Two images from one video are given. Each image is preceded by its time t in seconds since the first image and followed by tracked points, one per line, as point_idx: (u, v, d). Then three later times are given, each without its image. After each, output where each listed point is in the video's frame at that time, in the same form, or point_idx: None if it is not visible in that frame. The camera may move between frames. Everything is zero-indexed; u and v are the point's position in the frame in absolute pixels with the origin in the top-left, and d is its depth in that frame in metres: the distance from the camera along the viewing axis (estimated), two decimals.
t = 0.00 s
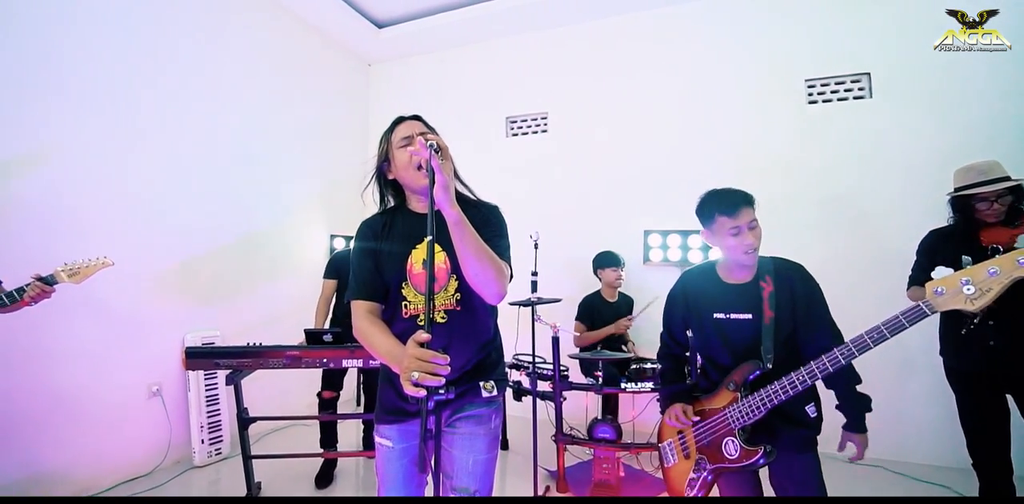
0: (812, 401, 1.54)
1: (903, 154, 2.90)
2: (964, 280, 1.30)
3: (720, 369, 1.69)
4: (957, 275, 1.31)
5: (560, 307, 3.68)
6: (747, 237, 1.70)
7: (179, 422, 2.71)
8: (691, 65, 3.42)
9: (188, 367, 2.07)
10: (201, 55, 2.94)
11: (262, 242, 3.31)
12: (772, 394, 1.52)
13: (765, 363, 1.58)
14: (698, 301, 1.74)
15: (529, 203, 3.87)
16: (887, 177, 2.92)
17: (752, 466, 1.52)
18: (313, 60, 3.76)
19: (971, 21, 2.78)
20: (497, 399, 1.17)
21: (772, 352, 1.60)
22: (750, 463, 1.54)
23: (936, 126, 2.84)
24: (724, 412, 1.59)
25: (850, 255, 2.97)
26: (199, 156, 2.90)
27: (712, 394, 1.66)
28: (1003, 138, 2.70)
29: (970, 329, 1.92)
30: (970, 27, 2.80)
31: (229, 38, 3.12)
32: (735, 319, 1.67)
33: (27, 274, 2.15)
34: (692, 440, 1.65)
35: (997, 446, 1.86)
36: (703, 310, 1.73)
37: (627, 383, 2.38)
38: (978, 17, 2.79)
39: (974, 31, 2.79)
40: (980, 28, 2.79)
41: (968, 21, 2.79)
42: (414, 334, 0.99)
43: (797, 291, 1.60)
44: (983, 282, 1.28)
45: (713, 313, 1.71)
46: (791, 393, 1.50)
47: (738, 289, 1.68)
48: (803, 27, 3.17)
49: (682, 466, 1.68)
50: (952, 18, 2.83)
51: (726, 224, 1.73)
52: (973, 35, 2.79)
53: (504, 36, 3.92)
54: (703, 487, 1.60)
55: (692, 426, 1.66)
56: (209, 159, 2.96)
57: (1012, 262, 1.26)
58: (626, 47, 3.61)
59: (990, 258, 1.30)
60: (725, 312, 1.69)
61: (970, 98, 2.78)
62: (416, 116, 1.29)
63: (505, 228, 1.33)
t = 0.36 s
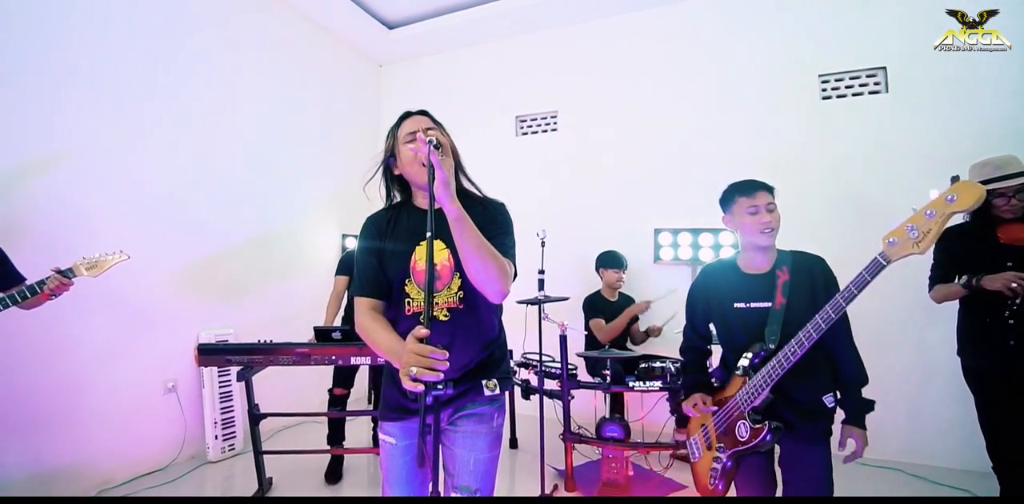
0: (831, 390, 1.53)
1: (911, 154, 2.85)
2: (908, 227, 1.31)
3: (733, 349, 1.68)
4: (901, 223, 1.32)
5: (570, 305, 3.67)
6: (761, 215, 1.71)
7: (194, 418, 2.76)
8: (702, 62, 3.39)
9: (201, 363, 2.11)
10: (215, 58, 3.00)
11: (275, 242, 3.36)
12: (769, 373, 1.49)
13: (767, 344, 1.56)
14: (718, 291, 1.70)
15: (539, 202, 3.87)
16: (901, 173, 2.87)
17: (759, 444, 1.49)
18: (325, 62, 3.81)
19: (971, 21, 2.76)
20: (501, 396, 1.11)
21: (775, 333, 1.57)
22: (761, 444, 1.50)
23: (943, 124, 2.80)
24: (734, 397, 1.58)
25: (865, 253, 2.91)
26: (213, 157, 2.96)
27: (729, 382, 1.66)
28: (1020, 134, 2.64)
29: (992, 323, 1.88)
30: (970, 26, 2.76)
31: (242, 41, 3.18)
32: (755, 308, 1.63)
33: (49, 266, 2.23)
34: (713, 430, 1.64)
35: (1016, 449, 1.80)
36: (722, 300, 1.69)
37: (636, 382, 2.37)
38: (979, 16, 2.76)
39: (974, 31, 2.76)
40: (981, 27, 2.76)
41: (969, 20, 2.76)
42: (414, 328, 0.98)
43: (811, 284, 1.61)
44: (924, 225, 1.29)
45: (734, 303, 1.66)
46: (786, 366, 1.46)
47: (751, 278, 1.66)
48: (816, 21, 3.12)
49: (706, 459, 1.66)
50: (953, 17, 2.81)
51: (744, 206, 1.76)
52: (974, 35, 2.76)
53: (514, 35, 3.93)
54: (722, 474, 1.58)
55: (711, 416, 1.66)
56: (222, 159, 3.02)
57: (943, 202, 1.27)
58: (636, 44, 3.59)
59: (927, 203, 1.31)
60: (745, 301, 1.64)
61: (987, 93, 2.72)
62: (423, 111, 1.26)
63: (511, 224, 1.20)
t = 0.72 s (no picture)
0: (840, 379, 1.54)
1: (922, 152, 2.79)
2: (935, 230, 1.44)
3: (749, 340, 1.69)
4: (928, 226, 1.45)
5: (580, 305, 3.67)
6: (782, 214, 1.70)
7: (208, 414, 2.82)
8: (712, 59, 3.35)
9: (213, 360, 2.14)
10: (227, 61, 3.05)
11: (287, 241, 3.41)
12: (787, 358, 1.55)
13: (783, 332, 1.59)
14: (736, 280, 1.68)
15: (548, 202, 3.87)
16: (916, 170, 2.80)
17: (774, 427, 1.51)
18: (336, 64, 3.86)
19: (970, 22, 2.72)
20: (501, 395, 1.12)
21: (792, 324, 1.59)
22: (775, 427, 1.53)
23: (953, 122, 2.74)
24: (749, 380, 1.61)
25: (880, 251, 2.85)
26: (225, 158, 3.01)
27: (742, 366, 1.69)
28: None
29: (1012, 323, 1.83)
30: (969, 27, 2.73)
31: (254, 45, 3.23)
32: (769, 296, 1.62)
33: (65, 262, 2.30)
34: (726, 412, 1.68)
35: None
36: (739, 288, 1.68)
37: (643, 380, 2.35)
38: (977, 17, 2.72)
39: (973, 32, 2.72)
40: (980, 28, 2.72)
41: (968, 21, 2.73)
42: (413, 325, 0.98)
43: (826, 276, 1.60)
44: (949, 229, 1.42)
45: (750, 291, 1.66)
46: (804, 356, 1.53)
47: (767, 268, 1.65)
48: (828, 15, 3.06)
49: (717, 438, 1.71)
50: (952, 18, 2.77)
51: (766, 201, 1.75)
52: (972, 36, 2.72)
53: (523, 35, 3.94)
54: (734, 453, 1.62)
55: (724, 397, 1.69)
56: (234, 161, 3.07)
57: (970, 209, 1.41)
58: (645, 42, 3.56)
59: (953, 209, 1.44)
60: (761, 289, 1.64)
61: (1004, 88, 2.65)
62: (423, 109, 1.27)
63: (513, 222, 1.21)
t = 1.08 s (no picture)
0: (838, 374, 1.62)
1: (937, 150, 2.73)
2: None
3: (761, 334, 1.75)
4: None
5: (590, 304, 3.66)
6: (791, 214, 1.74)
7: (223, 411, 2.87)
8: (723, 56, 3.31)
9: (227, 358, 2.20)
10: (239, 65, 3.11)
11: (299, 242, 3.46)
12: (808, 369, 1.61)
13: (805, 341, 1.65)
14: (748, 269, 1.74)
15: (557, 201, 3.86)
16: (934, 167, 2.73)
17: (775, 425, 1.62)
18: (347, 67, 3.91)
19: (971, 21, 2.68)
20: (503, 394, 1.12)
21: (813, 333, 1.66)
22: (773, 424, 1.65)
23: (968, 119, 2.67)
24: (758, 378, 1.70)
25: (896, 251, 2.80)
26: (237, 160, 3.07)
27: (749, 358, 1.77)
28: None
29: None
30: (971, 26, 2.69)
31: (267, 48, 3.28)
32: (777, 290, 1.69)
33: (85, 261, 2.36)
34: (722, 393, 1.81)
35: None
36: (751, 278, 1.74)
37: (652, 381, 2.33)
38: (980, 16, 2.68)
39: (975, 30, 2.68)
40: (982, 27, 2.68)
41: (970, 19, 2.69)
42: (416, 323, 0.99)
43: (845, 278, 1.64)
44: None
45: (758, 282, 1.72)
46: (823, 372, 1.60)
47: (784, 265, 1.69)
48: (842, 10, 3.00)
49: (706, 414, 1.86)
50: (954, 17, 2.73)
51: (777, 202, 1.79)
52: (974, 35, 2.68)
53: (533, 36, 3.94)
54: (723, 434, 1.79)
55: (724, 383, 1.80)
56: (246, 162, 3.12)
57: None
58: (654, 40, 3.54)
59: None
60: (769, 282, 1.70)
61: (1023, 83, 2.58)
62: (425, 110, 1.28)
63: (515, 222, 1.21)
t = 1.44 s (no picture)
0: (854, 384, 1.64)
1: (968, 147, 2.62)
2: None
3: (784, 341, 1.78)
4: None
5: (612, 305, 3.64)
6: (797, 217, 1.80)
7: (252, 407, 2.97)
8: (747, 51, 3.24)
9: (255, 356, 2.26)
10: (265, 72, 3.20)
11: (324, 243, 3.55)
12: (833, 392, 1.59)
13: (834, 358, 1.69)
14: (764, 267, 1.79)
15: (578, 201, 3.85)
16: (969, 164, 2.62)
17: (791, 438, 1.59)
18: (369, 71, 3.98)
19: (971, 20, 2.64)
20: (517, 392, 1.13)
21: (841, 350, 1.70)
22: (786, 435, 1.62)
23: (1003, 115, 2.56)
24: (778, 386, 1.66)
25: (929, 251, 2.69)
26: (265, 164, 3.16)
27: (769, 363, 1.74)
28: None
29: None
30: (971, 26, 2.64)
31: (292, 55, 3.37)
32: (788, 287, 1.76)
33: (124, 262, 2.49)
34: (733, 391, 1.74)
35: None
36: (767, 275, 1.79)
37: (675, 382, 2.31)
38: (979, 16, 2.64)
39: (974, 31, 2.64)
40: (982, 27, 2.63)
41: (969, 20, 2.65)
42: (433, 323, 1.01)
43: (870, 286, 1.70)
44: None
45: (773, 279, 1.77)
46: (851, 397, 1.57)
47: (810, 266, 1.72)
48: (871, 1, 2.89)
49: (712, 407, 1.79)
50: (954, 17, 2.68)
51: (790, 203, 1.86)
52: (974, 35, 2.64)
53: (553, 36, 3.94)
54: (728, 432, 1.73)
55: (739, 380, 1.74)
56: (273, 167, 3.22)
57: None
58: (675, 37, 3.48)
59: None
60: (783, 279, 1.75)
61: None
62: (450, 109, 1.29)
63: (531, 225, 1.22)
